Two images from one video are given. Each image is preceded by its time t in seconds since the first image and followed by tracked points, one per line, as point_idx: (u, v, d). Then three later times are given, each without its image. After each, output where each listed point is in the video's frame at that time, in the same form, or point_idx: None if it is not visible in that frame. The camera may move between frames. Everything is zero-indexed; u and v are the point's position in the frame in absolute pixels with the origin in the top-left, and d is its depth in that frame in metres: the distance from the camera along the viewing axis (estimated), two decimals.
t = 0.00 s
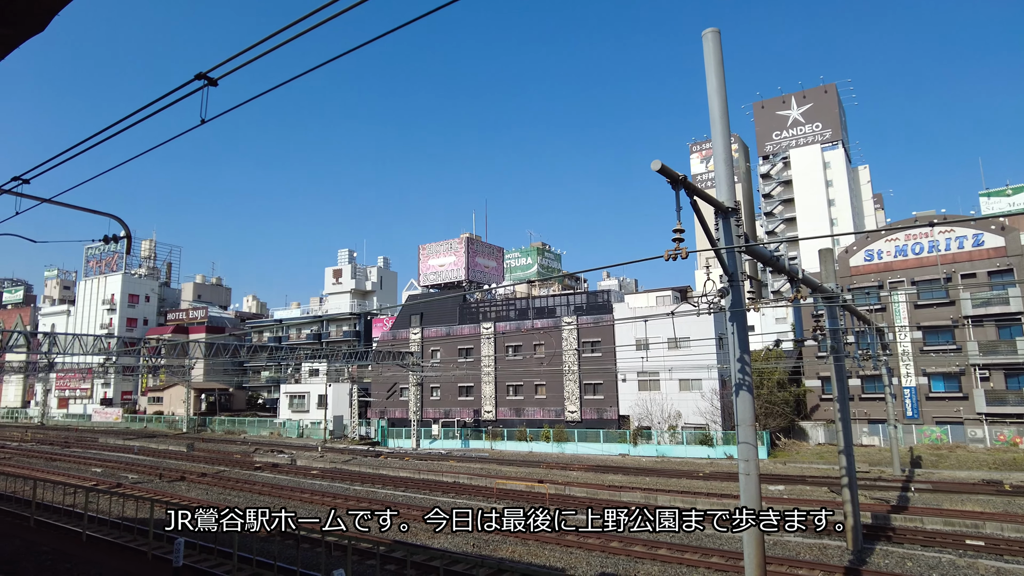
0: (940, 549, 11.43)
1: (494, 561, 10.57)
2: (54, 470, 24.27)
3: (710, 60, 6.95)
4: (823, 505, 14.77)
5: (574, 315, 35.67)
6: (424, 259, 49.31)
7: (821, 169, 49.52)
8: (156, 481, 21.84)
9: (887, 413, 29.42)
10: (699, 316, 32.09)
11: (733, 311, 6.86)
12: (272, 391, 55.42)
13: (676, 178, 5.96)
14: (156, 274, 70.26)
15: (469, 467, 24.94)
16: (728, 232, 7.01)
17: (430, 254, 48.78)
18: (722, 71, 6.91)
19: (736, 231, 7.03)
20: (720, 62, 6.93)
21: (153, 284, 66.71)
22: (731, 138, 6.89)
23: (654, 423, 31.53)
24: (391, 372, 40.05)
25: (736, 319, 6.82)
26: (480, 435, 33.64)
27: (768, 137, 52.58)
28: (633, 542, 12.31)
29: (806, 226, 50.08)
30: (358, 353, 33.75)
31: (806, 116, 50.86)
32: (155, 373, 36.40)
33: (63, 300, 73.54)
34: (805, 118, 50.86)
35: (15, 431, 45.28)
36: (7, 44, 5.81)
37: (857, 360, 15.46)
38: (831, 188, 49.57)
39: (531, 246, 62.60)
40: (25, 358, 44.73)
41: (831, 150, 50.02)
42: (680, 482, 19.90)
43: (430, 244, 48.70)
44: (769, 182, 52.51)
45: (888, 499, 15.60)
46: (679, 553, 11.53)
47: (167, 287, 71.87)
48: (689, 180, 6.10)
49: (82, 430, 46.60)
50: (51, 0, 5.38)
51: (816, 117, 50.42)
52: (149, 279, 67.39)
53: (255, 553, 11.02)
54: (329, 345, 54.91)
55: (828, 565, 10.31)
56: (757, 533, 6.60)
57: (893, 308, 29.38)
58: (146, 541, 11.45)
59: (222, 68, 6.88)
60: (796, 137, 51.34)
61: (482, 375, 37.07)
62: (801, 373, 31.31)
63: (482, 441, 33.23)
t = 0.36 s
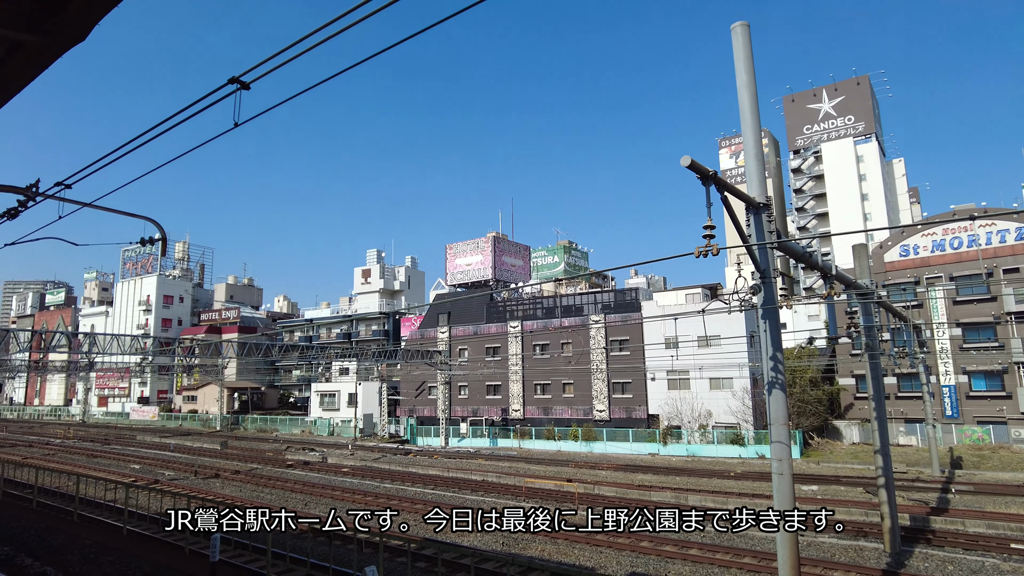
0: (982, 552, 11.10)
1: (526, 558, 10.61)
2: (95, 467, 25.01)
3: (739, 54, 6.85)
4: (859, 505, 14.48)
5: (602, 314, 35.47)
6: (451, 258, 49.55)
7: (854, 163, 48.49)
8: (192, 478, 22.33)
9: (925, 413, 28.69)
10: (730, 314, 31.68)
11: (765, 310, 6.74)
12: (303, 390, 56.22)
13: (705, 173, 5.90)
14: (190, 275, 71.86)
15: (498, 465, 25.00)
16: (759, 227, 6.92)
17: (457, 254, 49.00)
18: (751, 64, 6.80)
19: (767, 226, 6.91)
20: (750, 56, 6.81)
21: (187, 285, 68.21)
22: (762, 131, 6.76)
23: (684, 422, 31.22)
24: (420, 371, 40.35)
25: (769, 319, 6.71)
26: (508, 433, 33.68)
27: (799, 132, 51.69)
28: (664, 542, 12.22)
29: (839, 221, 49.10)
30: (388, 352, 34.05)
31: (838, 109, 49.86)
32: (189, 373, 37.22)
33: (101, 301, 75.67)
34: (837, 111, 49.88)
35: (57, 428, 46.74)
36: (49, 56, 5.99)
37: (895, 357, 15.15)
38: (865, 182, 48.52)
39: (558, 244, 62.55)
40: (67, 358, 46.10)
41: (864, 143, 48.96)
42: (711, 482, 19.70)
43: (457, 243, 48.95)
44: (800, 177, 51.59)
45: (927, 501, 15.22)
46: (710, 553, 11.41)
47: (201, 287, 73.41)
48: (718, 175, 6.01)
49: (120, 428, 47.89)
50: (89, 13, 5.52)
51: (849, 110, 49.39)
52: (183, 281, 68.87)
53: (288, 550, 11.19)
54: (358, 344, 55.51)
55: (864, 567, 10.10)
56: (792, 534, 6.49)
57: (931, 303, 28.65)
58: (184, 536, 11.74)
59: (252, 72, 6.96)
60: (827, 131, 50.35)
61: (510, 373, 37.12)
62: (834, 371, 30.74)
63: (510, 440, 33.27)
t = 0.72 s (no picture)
0: None
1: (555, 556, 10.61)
2: (131, 463, 25.67)
3: (767, 48, 6.75)
4: (894, 505, 14.20)
5: (628, 312, 35.24)
6: (476, 257, 49.69)
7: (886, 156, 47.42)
8: (224, 474, 22.79)
9: (962, 411, 27.97)
10: (759, 311, 31.26)
11: (796, 307, 6.64)
12: (331, 388, 56.94)
13: (734, 169, 5.84)
14: (220, 275, 73.23)
15: (524, 463, 25.04)
16: (789, 223, 6.82)
17: (482, 252, 49.16)
18: (779, 57, 6.70)
19: (797, 221, 6.82)
20: (777, 49, 6.71)
21: (218, 286, 69.50)
22: (791, 125, 6.66)
23: (713, 421, 30.90)
24: (446, 370, 40.60)
25: (800, 316, 6.60)
26: (534, 431, 33.69)
27: (828, 125, 50.71)
28: (693, 541, 12.11)
29: (870, 216, 48.13)
30: (414, 350, 34.30)
31: (869, 101, 48.60)
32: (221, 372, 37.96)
33: (136, 301, 77.55)
34: (867, 104, 48.67)
35: (95, 426, 48.02)
36: (86, 63, 6.16)
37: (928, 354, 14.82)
38: (897, 175, 47.44)
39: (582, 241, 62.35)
40: (104, 357, 47.35)
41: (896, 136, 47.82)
42: (740, 481, 19.49)
43: (482, 242, 49.07)
44: (830, 171, 50.65)
45: (965, 502, 14.87)
46: (740, 553, 11.27)
47: (231, 287, 74.77)
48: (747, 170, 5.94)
49: (155, 425, 49.06)
50: (124, 21, 5.66)
51: (880, 102, 48.03)
52: (213, 281, 70.17)
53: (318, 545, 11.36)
54: (385, 343, 56.00)
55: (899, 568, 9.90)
56: (824, 533, 6.39)
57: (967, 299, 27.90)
58: (219, 531, 11.98)
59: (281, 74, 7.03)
60: (858, 124, 49.21)
61: (535, 371, 37.12)
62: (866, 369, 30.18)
63: (536, 438, 33.29)
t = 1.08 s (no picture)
0: None
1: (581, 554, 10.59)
2: (164, 460, 26.23)
3: (794, 41, 6.63)
4: (928, 506, 13.90)
5: (653, 309, 34.94)
6: (500, 255, 49.73)
7: (918, 149, 46.31)
8: (253, 471, 23.16)
9: (999, 410, 27.23)
10: (788, 308, 30.81)
11: (825, 303, 6.52)
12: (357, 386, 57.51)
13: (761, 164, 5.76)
14: (248, 275, 74.40)
15: (549, 461, 25.01)
16: (819, 218, 6.71)
17: (506, 250, 49.19)
18: (807, 49, 6.58)
19: (826, 216, 6.70)
20: (805, 41, 6.60)
21: (246, 285, 70.61)
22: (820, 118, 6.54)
23: (740, 419, 30.53)
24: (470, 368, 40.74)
25: (830, 313, 6.48)
26: (559, 429, 33.64)
27: (856, 118, 49.62)
28: (721, 540, 11.99)
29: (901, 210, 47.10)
30: (438, 349, 34.48)
31: (900, 93, 47.53)
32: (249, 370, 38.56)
33: (167, 301, 79.16)
34: (898, 95, 47.56)
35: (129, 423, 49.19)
36: (119, 70, 6.26)
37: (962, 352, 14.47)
38: (929, 168, 46.32)
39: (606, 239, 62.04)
40: (137, 356, 48.43)
41: (928, 128, 46.71)
42: (769, 480, 19.23)
43: (505, 240, 49.07)
44: (859, 165, 49.63)
45: (1003, 503, 14.48)
46: (768, 553, 11.13)
47: (259, 287, 75.93)
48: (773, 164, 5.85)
49: (187, 423, 50.06)
50: (154, 28, 5.75)
51: (911, 94, 47.02)
52: (242, 281, 71.30)
53: (346, 542, 11.49)
54: (410, 341, 56.36)
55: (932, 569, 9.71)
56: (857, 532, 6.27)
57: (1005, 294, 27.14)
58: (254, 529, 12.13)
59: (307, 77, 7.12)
60: (889, 117, 48.08)
61: (559, 369, 37.05)
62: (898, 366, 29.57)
63: (561, 436, 33.23)
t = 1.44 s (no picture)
0: None
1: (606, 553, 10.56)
2: (194, 456, 26.75)
3: (821, 32, 6.51)
4: (960, 506, 13.61)
5: (677, 306, 34.65)
6: (522, 253, 49.76)
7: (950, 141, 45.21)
8: (280, 468, 23.50)
9: None
10: (815, 304, 30.36)
11: (853, 299, 6.40)
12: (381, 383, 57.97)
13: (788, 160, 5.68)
14: (274, 275, 75.42)
15: (573, 459, 24.94)
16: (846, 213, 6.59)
17: (528, 248, 49.20)
18: (833, 41, 6.46)
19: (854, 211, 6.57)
20: (832, 33, 6.47)
21: (272, 285, 71.59)
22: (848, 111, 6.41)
23: (766, 418, 30.12)
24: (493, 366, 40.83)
25: (858, 309, 6.36)
26: (583, 427, 33.54)
27: (885, 111, 49.18)
28: (748, 539, 11.85)
29: (932, 204, 46.09)
30: (461, 347, 34.61)
31: (930, 84, 46.72)
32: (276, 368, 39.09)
33: (195, 301, 80.57)
34: (928, 87, 46.81)
35: (159, 420, 50.22)
36: (148, 73, 6.38)
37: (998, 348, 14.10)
38: (961, 161, 45.19)
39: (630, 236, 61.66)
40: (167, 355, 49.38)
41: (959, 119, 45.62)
42: (796, 479, 18.98)
43: (528, 238, 49.04)
44: (888, 158, 48.65)
45: None
46: (796, 553, 10.99)
47: (284, 286, 76.96)
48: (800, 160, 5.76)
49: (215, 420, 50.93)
50: (184, 28, 5.82)
51: (941, 84, 46.18)
52: (268, 280, 72.31)
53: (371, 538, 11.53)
54: (433, 339, 56.66)
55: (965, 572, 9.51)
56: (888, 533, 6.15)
57: None
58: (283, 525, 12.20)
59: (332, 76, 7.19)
60: (918, 109, 47.40)
61: (582, 367, 36.95)
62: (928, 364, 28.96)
63: (584, 433, 33.15)
